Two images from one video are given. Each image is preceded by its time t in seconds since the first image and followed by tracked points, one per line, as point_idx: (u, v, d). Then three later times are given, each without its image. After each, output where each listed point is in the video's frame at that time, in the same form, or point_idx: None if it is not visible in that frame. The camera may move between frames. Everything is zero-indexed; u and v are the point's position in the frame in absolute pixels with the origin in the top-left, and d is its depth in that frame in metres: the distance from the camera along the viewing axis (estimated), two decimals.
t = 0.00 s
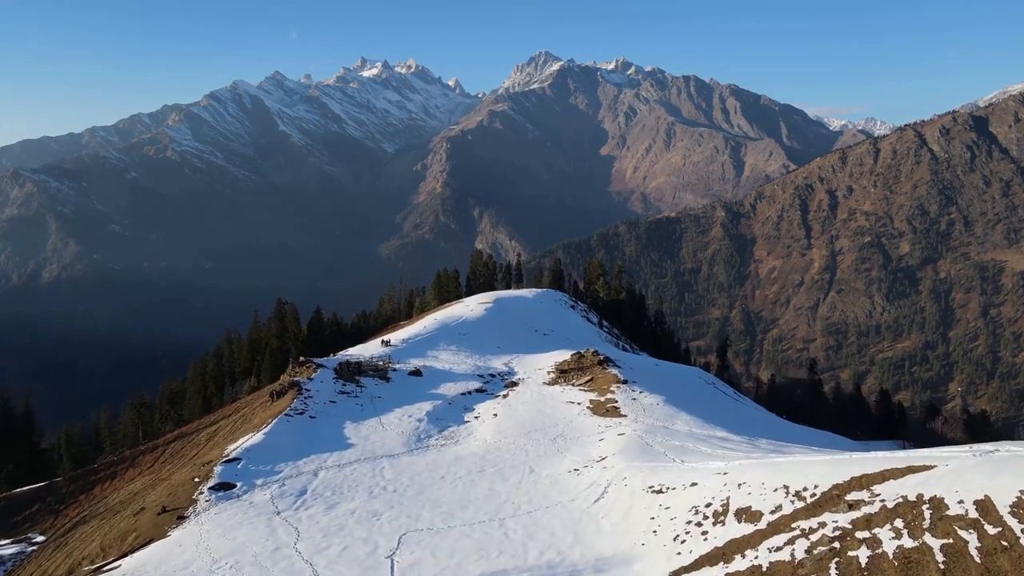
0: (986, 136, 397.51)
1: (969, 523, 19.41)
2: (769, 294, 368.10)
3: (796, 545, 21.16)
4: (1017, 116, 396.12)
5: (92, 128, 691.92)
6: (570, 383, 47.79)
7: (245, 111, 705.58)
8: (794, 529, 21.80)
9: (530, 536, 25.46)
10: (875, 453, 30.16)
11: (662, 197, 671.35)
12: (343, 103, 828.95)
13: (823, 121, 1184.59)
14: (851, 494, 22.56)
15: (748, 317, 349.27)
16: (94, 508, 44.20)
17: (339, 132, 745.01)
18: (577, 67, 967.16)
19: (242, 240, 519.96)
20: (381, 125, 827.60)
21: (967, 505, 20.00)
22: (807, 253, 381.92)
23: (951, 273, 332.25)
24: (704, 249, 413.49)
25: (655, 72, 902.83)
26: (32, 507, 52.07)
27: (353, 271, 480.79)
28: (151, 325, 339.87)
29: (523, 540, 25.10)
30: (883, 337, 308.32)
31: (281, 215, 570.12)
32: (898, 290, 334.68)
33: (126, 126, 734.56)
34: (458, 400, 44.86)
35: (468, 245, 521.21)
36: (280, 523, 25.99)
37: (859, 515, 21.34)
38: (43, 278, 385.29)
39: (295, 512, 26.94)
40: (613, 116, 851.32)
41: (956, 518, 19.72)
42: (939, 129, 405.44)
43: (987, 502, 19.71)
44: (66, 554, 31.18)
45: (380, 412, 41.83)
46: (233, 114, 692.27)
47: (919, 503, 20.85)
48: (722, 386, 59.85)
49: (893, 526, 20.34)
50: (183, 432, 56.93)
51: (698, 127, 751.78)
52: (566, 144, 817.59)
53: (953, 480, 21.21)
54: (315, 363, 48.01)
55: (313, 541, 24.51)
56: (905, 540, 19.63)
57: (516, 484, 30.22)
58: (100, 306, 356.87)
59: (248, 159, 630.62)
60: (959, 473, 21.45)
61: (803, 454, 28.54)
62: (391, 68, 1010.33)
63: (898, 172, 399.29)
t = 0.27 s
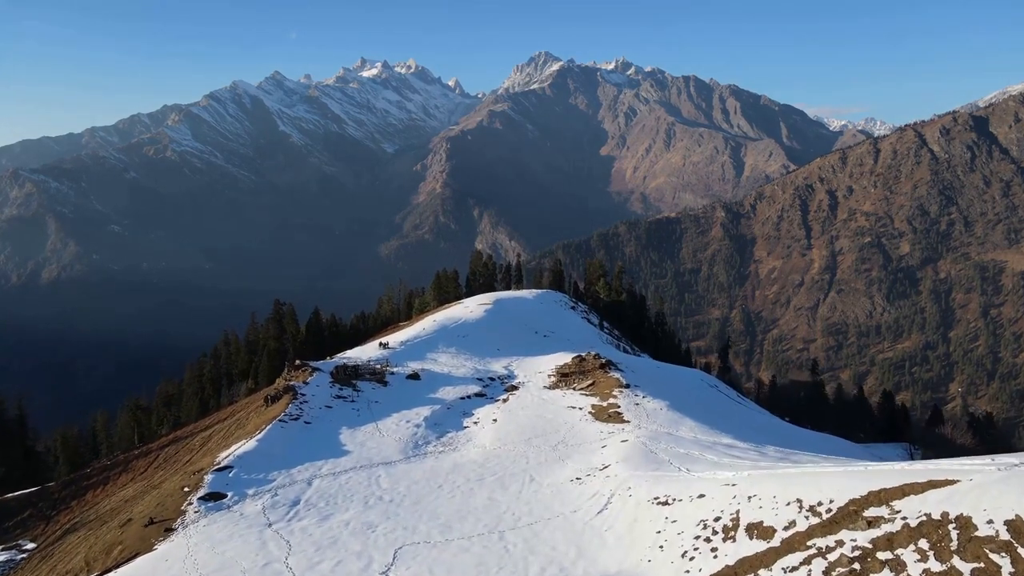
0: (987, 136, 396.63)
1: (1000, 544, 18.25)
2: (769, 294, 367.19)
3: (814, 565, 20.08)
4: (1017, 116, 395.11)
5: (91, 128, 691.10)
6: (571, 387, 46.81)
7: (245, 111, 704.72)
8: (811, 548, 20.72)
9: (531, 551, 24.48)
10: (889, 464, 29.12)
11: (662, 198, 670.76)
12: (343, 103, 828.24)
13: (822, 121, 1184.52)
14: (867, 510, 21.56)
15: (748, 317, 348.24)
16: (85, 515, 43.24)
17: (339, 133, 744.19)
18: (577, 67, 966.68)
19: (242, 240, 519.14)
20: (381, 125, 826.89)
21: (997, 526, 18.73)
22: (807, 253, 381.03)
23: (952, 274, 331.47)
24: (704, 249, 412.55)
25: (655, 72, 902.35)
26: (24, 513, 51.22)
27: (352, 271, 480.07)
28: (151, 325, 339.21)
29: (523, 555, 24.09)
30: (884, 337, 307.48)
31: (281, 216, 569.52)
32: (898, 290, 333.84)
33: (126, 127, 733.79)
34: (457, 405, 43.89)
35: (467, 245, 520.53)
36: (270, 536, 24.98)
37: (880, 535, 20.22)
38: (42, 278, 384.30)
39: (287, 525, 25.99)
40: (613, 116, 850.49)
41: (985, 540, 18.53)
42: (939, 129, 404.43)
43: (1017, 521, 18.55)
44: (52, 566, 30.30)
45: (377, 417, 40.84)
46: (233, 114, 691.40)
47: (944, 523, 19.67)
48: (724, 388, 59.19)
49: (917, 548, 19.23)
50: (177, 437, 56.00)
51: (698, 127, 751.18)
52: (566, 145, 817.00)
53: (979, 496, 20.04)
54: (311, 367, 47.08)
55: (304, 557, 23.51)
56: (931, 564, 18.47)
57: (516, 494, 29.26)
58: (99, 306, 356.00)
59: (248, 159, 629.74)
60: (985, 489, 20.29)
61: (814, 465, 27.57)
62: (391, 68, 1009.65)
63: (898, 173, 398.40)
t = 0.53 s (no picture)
0: (987, 136, 395.67)
1: None
2: (769, 295, 366.09)
3: None
4: (1017, 116, 394.12)
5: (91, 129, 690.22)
6: (572, 392, 45.85)
7: (245, 111, 703.95)
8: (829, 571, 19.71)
9: (533, 568, 23.47)
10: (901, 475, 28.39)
11: (662, 198, 670.06)
12: (343, 103, 827.49)
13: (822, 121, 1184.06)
14: (890, 528, 20.59)
15: (748, 317, 347.02)
16: (76, 522, 42.19)
17: (339, 133, 743.35)
18: (577, 68, 966.03)
19: (241, 240, 518.19)
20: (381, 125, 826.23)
21: None
22: (808, 253, 380.13)
23: (952, 274, 330.58)
24: (704, 249, 411.57)
25: (655, 72, 901.95)
26: (14, 519, 50.28)
27: (352, 271, 479.41)
28: (151, 325, 338.29)
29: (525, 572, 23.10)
30: (885, 337, 306.49)
31: (280, 216, 568.74)
32: (898, 290, 333.05)
33: (126, 127, 732.88)
34: (456, 410, 42.94)
35: (467, 245, 519.82)
36: (261, 552, 24.02)
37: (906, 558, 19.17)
38: (42, 278, 383.10)
39: (278, 538, 25.02)
40: (613, 116, 849.75)
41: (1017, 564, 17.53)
42: (940, 129, 403.36)
43: None
44: None
45: (373, 423, 39.87)
46: (233, 114, 690.71)
47: (973, 545, 18.68)
48: (727, 393, 58.26)
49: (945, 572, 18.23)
50: (171, 441, 55.04)
51: (698, 127, 750.58)
52: (566, 145, 816.61)
53: (1010, 515, 18.98)
54: (306, 371, 46.12)
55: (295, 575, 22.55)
56: None
57: (517, 505, 28.29)
58: (99, 306, 354.96)
59: (248, 159, 628.87)
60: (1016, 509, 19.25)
61: (827, 477, 26.72)
62: (391, 68, 1008.71)
63: (899, 173, 397.51)
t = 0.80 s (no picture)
0: (988, 136, 394.52)
1: None
2: (768, 295, 364.96)
3: None
4: (1017, 116, 392.85)
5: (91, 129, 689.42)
6: (573, 396, 44.83)
7: (244, 111, 703.10)
8: None
9: None
10: (915, 487, 27.51)
11: (662, 198, 669.32)
12: (343, 103, 826.67)
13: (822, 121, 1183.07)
14: (914, 548, 19.84)
15: (748, 317, 345.98)
16: (66, 529, 41.41)
17: (339, 133, 742.47)
18: (577, 68, 965.04)
19: (241, 241, 517.25)
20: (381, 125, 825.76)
21: None
22: (808, 254, 379.26)
23: (952, 274, 329.70)
24: (704, 249, 410.59)
25: (655, 72, 901.03)
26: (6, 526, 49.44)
27: (352, 271, 478.55)
28: (150, 325, 337.47)
29: None
30: (885, 338, 305.67)
31: (280, 216, 567.93)
32: (898, 291, 332.26)
33: (126, 127, 732.08)
34: (454, 416, 41.88)
35: (467, 246, 518.96)
36: (250, 567, 23.07)
37: None
38: (41, 278, 381.94)
39: (268, 553, 24.09)
40: (613, 116, 848.99)
41: None
42: (940, 129, 402.15)
43: None
44: None
45: (370, 429, 38.82)
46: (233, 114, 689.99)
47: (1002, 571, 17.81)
48: (729, 396, 57.55)
49: None
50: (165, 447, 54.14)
51: (698, 128, 749.75)
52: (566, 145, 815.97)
53: None
54: (301, 375, 45.13)
55: None
56: None
57: (517, 517, 27.37)
58: (98, 307, 354.05)
59: (247, 159, 628.09)
60: None
61: (839, 490, 25.82)
62: (391, 68, 1007.71)
63: (899, 173, 396.49)
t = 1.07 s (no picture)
0: (988, 137, 393.46)
1: None
2: (768, 296, 363.66)
3: None
4: (1018, 116, 391.57)
5: (91, 129, 688.62)
6: (574, 401, 43.94)
7: (244, 112, 702.36)
8: None
9: None
10: (928, 501, 26.77)
11: (662, 198, 668.76)
12: (343, 103, 825.97)
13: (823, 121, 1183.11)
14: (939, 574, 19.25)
15: (749, 318, 344.94)
16: (55, 538, 40.42)
17: (338, 133, 741.41)
18: (577, 68, 964.28)
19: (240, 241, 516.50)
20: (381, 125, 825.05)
21: None
22: (808, 254, 378.20)
23: (953, 275, 328.91)
24: (704, 250, 409.51)
25: (655, 72, 900.34)
26: None
27: (352, 272, 477.73)
28: (149, 326, 336.71)
29: None
30: (885, 338, 304.73)
31: (280, 216, 567.16)
32: (898, 291, 331.29)
33: (125, 127, 731.24)
34: (453, 421, 40.96)
35: (466, 246, 518.19)
36: None
37: None
38: (41, 278, 380.72)
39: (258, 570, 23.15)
40: (613, 116, 848.29)
41: None
42: (940, 129, 401.08)
43: None
44: None
45: (367, 435, 37.91)
46: (233, 115, 689.35)
47: None
48: (730, 399, 57.00)
49: None
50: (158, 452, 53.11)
51: (698, 128, 748.91)
52: (566, 145, 815.36)
53: None
54: (297, 380, 44.13)
55: None
56: None
57: (517, 529, 26.46)
58: (98, 307, 353.03)
59: (247, 160, 627.48)
60: None
61: (853, 504, 25.09)
62: (391, 68, 1007.01)
63: (899, 173, 395.54)
